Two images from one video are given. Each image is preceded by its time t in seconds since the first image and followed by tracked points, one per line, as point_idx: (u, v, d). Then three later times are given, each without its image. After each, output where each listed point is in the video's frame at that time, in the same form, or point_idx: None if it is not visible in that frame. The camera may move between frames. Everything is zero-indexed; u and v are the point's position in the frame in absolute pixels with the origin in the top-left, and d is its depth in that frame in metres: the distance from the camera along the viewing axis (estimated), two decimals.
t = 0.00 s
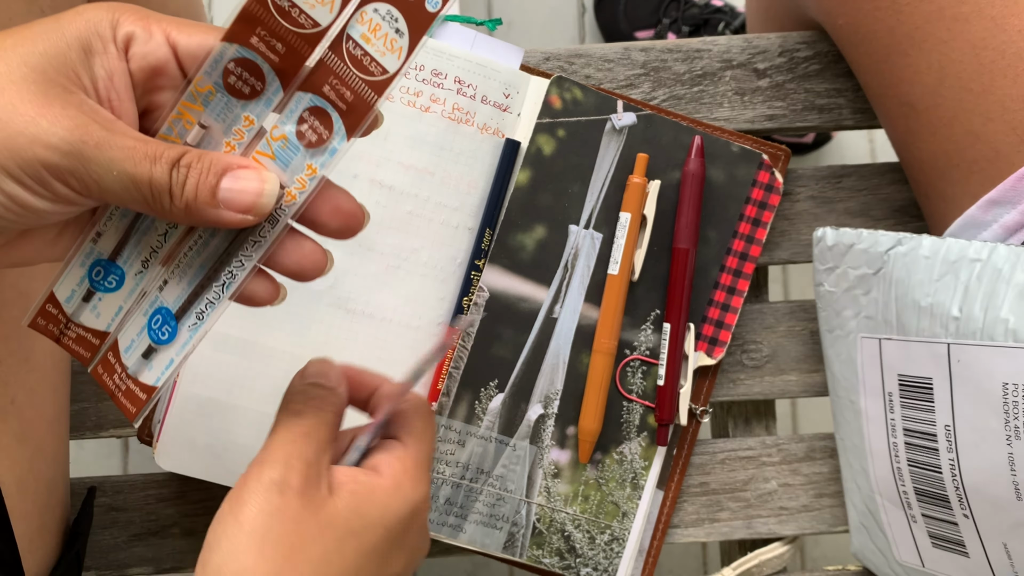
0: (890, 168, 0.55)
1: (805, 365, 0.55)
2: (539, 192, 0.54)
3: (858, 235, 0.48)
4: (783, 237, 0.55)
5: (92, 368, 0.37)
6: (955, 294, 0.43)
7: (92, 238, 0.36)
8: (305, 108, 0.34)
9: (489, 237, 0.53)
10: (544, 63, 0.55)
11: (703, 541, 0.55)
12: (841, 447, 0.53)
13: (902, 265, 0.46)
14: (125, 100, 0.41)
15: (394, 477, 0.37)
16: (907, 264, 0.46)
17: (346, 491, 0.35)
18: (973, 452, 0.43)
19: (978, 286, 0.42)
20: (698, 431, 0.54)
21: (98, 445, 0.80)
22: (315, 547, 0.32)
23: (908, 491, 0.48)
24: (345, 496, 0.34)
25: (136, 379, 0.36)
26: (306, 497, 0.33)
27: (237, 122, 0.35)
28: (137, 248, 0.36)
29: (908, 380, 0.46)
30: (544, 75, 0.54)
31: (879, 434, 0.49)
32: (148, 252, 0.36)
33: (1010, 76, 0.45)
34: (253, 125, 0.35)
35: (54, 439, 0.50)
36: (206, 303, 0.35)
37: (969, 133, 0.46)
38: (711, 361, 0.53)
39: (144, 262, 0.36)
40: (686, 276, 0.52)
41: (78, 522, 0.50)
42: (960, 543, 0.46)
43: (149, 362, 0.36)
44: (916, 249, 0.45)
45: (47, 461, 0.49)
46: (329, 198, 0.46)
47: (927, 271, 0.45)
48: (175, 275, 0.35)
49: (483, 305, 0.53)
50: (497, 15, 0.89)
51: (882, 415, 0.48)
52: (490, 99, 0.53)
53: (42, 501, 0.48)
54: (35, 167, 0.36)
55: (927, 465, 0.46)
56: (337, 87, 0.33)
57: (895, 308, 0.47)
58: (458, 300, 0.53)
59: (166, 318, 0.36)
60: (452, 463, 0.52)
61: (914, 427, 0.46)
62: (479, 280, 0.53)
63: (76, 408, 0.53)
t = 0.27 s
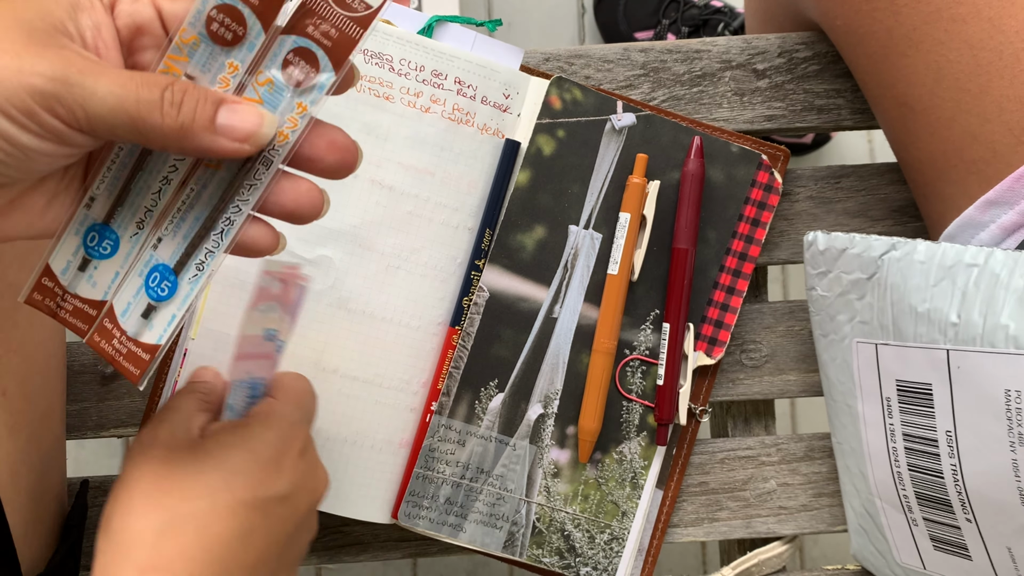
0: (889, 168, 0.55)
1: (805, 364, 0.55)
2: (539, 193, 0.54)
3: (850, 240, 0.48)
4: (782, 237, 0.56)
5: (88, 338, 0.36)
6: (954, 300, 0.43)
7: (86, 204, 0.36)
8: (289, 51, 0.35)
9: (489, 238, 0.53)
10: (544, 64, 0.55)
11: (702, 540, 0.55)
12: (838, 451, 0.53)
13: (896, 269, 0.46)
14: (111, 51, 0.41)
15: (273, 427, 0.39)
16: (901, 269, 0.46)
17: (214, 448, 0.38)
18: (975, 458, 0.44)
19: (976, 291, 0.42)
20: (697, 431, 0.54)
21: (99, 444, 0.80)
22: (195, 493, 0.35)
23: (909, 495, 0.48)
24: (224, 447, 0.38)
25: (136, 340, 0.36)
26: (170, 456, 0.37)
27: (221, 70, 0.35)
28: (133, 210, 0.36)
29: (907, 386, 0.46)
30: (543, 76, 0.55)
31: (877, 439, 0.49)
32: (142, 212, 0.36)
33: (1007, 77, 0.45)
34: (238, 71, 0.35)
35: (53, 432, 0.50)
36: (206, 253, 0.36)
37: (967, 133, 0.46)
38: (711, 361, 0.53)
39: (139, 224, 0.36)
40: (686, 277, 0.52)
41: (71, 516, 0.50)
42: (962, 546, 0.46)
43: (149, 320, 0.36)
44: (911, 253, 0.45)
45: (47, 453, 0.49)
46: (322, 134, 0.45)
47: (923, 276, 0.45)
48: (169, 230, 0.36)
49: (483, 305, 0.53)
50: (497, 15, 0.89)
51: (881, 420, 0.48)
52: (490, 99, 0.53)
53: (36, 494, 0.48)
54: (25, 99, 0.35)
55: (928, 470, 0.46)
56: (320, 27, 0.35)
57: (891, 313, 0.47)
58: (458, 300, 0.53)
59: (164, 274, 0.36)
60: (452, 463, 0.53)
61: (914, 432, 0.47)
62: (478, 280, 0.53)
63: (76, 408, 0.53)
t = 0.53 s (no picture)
0: (889, 168, 0.55)
1: (805, 364, 0.55)
2: (538, 193, 0.54)
3: (845, 242, 0.48)
4: (782, 237, 0.56)
5: (72, 209, 0.31)
6: (957, 299, 0.43)
7: (43, 77, 0.30)
8: None
9: (489, 238, 0.53)
10: (544, 64, 0.56)
11: (702, 540, 0.55)
12: (838, 453, 0.53)
13: (895, 271, 0.46)
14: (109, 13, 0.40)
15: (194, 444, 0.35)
16: (900, 270, 0.46)
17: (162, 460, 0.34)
18: (987, 457, 0.43)
19: (980, 290, 0.42)
20: (698, 431, 0.54)
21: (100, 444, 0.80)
22: (166, 461, 0.34)
23: (917, 496, 0.48)
24: (202, 417, 0.36)
25: (116, 178, 0.31)
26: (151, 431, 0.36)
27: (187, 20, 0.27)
28: (96, 45, 0.31)
29: (912, 387, 0.46)
30: (544, 75, 0.55)
31: (881, 440, 0.49)
32: (103, 54, 0.31)
33: (1006, 75, 0.45)
34: None
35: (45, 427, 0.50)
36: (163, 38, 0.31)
37: (966, 133, 0.46)
38: (711, 360, 0.53)
39: (105, 78, 0.31)
40: (685, 277, 0.52)
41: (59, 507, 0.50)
42: (974, 545, 0.46)
43: (125, 155, 0.31)
44: (910, 254, 0.45)
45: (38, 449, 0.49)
46: None
47: (923, 277, 0.45)
48: (125, 48, 0.31)
49: (483, 305, 0.53)
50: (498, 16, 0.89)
51: (884, 422, 0.49)
52: (490, 99, 0.53)
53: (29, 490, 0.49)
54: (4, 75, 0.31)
55: (938, 470, 0.46)
56: None
57: (892, 314, 0.47)
58: (458, 300, 0.53)
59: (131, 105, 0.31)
60: (452, 463, 0.53)
61: (921, 433, 0.47)
62: (478, 280, 0.53)
63: (77, 408, 0.53)
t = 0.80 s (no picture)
0: (889, 169, 0.55)
1: (804, 364, 0.55)
2: (538, 193, 0.54)
3: (851, 245, 0.48)
4: (782, 237, 0.56)
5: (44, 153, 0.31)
6: (961, 308, 0.43)
7: None
8: None
9: (489, 238, 0.53)
10: (544, 65, 0.56)
11: (701, 539, 0.55)
12: (837, 453, 0.53)
13: (900, 276, 0.46)
14: None
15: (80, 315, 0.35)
16: (905, 276, 0.46)
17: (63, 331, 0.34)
18: (986, 465, 0.43)
19: (984, 300, 0.43)
20: (697, 431, 0.54)
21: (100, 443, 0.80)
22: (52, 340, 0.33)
23: (914, 500, 0.48)
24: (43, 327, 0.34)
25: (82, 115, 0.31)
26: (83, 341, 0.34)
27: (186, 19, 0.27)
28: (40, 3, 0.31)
29: (912, 393, 0.46)
30: (543, 76, 0.55)
31: (880, 444, 0.49)
32: None
33: (1007, 77, 0.45)
34: None
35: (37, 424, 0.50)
36: None
37: (966, 134, 0.47)
38: (710, 360, 0.53)
39: (54, 22, 0.31)
40: (685, 277, 0.52)
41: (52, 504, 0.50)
42: (970, 551, 0.47)
43: (86, 87, 0.31)
44: (916, 259, 0.45)
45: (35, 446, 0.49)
46: None
47: (928, 283, 0.45)
48: None
49: (482, 305, 0.53)
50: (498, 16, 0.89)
51: (884, 425, 0.49)
52: (490, 99, 0.53)
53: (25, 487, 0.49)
54: None
55: (936, 476, 0.46)
56: None
57: (895, 319, 0.46)
58: (458, 300, 0.53)
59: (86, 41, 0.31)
60: (452, 463, 0.53)
61: (921, 439, 0.47)
62: (478, 280, 0.53)
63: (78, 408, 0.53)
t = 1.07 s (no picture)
0: (889, 168, 0.55)
1: (804, 364, 0.55)
2: (538, 193, 0.54)
3: (857, 243, 0.48)
4: (782, 237, 0.56)
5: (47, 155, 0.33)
6: (964, 309, 0.43)
7: None
8: None
9: (488, 237, 0.53)
10: (543, 65, 0.56)
11: (701, 539, 0.55)
12: (838, 452, 0.53)
13: (904, 276, 0.46)
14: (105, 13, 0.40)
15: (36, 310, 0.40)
16: (909, 275, 0.46)
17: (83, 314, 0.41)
18: (985, 468, 0.43)
19: (989, 301, 0.43)
20: (697, 431, 0.54)
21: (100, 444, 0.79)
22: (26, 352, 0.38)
23: (912, 500, 0.48)
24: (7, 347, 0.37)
25: (86, 122, 0.33)
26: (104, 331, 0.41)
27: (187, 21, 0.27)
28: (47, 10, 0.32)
29: (913, 393, 0.46)
30: (543, 75, 0.55)
31: (880, 443, 0.49)
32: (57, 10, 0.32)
33: (1005, 77, 0.45)
34: None
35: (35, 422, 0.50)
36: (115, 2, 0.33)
37: (966, 134, 0.47)
38: (710, 360, 0.53)
39: (59, 26, 0.32)
40: (684, 277, 0.52)
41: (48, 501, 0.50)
42: (966, 551, 0.46)
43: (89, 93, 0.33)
44: (921, 259, 0.45)
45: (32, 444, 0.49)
46: None
47: (933, 283, 0.45)
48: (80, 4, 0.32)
49: (482, 305, 0.53)
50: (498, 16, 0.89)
51: (884, 424, 0.48)
52: (489, 99, 0.53)
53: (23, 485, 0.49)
54: None
55: (934, 476, 0.46)
56: None
57: (898, 318, 0.46)
58: (458, 300, 0.53)
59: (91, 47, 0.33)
60: (452, 463, 0.53)
61: (920, 438, 0.46)
62: (478, 280, 0.53)
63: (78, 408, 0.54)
